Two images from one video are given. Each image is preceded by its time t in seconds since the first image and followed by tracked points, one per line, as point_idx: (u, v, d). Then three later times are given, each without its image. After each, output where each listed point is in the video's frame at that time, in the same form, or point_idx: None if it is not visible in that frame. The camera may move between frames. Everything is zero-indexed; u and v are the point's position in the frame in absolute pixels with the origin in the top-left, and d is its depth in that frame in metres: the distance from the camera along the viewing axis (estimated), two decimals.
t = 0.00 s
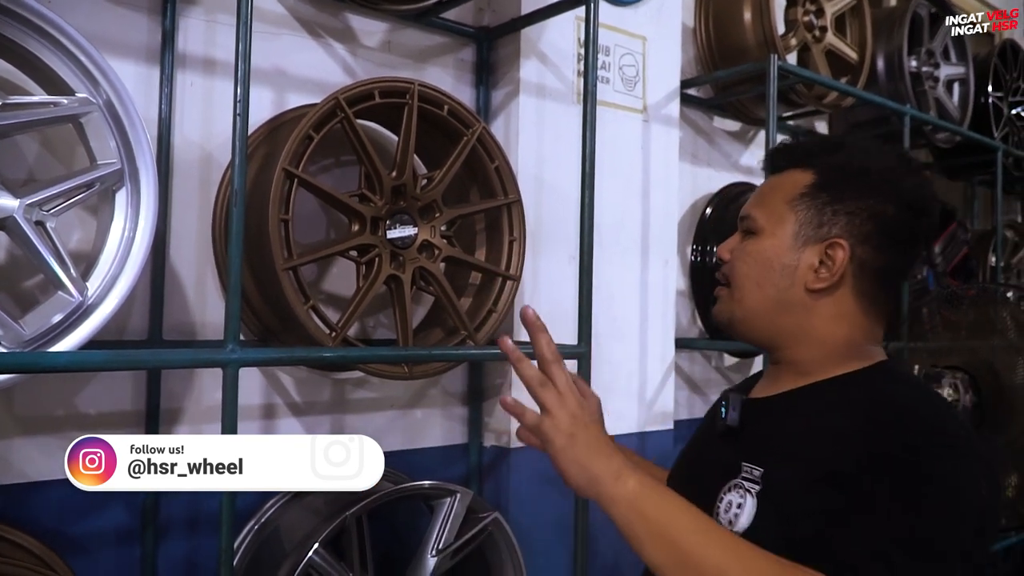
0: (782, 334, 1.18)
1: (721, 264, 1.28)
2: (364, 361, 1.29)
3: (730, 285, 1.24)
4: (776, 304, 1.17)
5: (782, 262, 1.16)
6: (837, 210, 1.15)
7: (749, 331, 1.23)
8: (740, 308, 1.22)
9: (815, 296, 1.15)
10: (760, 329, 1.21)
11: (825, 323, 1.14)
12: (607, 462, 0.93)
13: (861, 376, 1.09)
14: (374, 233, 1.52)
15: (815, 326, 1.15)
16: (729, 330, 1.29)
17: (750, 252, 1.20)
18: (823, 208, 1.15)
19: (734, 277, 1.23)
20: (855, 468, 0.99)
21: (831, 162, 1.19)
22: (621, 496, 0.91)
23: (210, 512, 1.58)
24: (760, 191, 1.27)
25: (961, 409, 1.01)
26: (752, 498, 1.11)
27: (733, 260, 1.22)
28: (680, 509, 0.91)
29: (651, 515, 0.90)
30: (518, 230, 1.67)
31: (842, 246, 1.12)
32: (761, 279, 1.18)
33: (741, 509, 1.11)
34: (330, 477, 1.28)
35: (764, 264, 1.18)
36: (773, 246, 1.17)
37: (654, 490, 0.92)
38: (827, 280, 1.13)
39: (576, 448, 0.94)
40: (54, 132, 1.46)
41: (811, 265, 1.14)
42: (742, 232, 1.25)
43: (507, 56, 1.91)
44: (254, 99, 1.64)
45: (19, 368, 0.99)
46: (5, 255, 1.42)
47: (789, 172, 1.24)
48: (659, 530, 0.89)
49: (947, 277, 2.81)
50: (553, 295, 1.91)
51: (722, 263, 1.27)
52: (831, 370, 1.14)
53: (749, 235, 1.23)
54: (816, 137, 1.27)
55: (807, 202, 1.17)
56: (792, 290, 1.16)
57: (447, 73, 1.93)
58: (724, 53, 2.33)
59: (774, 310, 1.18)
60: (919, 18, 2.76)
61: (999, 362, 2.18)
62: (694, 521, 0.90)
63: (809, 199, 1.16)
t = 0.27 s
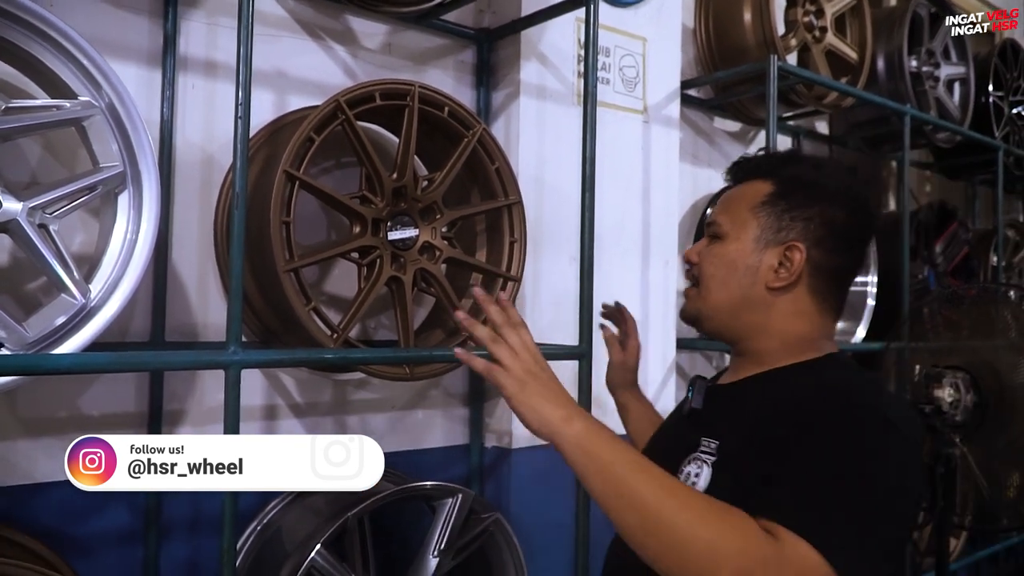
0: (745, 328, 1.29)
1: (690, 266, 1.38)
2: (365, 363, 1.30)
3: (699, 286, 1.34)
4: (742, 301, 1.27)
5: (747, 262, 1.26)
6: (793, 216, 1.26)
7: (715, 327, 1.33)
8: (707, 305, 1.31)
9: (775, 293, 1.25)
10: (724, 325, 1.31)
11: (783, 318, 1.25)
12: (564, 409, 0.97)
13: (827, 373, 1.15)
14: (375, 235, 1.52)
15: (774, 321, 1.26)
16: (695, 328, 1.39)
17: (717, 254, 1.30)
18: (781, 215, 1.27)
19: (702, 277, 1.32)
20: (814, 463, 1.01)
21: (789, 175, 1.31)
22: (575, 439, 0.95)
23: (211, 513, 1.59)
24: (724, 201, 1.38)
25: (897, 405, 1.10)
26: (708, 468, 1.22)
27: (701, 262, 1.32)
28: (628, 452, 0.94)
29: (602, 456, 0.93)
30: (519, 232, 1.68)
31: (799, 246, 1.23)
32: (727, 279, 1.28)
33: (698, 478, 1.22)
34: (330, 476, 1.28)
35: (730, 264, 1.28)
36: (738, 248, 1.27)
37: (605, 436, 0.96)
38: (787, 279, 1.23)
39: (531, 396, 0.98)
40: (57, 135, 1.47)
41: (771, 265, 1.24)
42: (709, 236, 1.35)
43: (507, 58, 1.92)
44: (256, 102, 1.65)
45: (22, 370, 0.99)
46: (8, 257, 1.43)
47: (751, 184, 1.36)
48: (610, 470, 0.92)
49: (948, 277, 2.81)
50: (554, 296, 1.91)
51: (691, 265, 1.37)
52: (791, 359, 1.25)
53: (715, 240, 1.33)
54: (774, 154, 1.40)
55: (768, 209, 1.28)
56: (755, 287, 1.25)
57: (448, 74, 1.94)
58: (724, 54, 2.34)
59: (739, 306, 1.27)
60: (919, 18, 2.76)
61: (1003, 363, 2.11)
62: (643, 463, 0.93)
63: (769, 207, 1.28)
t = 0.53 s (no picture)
0: (716, 331, 1.33)
1: (664, 270, 1.38)
2: (367, 365, 1.30)
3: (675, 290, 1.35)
4: (719, 309, 1.30)
5: (726, 272, 1.28)
6: (769, 229, 1.30)
7: (687, 328, 1.36)
8: (683, 309, 1.33)
9: (750, 301, 1.29)
10: (697, 327, 1.34)
11: (756, 323, 1.30)
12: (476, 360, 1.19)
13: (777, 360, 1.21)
14: (377, 237, 1.52)
15: (747, 326, 1.30)
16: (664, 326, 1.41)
17: (697, 262, 1.31)
18: (757, 227, 1.30)
19: (680, 284, 1.34)
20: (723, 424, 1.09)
21: (763, 187, 1.33)
22: (488, 383, 1.16)
23: (215, 514, 1.59)
24: (698, 208, 1.39)
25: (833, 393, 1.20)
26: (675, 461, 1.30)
27: (679, 268, 1.33)
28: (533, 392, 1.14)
29: (505, 393, 1.14)
30: (520, 233, 1.68)
31: (775, 259, 1.27)
32: (706, 286, 1.30)
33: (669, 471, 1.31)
34: (330, 476, 1.28)
35: (709, 273, 1.29)
36: (718, 257, 1.29)
37: (518, 381, 1.16)
38: (762, 288, 1.27)
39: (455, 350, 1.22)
40: (59, 138, 1.47)
41: (748, 275, 1.28)
42: (686, 243, 1.35)
43: (508, 59, 1.92)
44: (257, 104, 1.65)
45: (27, 373, 1.00)
46: (11, 260, 1.43)
47: (724, 194, 1.37)
48: (511, 405, 1.13)
49: (950, 276, 2.81)
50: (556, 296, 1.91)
51: (666, 268, 1.38)
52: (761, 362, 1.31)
53: (692, 247, 1.34)
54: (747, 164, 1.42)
55: (745, 220, 1.30)
56: (732, 296, 1.29)
57: (449, 75, 1.94)
58: (725, 54, 2.34)
59: (714, 312, 1.30)
60: (920, 17, 2.76)
61: (1004, 361, 2.11)
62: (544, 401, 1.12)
63: (748, 218, 1.30)
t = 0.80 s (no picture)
0: (685, 328, 1.37)
1: (635, 272, 1.40)
2: (369, 365, 1.30)
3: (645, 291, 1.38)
4: (690, 309, 1.34)
5: (696, 274, 1.32)
6: (735, 232, 1.34)
7: (656, 326, 1.39)
8: (654, 309, 1.36)
9: (718, 300, 1.34)
10: (666, 325, 1.38)
11: (722, 322, 1.35)
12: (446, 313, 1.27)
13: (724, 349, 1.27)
14: (380, 236, 1.52)
15: (714, 324, 1.35)
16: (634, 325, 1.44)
17: (668, 264, 1.34)
18: (725, 231, 1.34)
19: (652, 286, 1.36)
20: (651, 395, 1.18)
21: (729, 191, 1.37)
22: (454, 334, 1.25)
23: (217, 513, 1.59)
24: (666, 211, 1.42)
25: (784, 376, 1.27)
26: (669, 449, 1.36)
27: (651, 272, 1.35)
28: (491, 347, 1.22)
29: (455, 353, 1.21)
30: (522, 232, 1.68)
31: (741, 261, 1.32)
32: (678, 287, 1.33)
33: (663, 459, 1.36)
34: (330, 477, 1.28)
35: (681, 275, 1.32)
36: (688, 260, 1.32)
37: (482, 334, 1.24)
38: (729, 289, 1.33)
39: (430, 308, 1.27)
40: (62, 137, 1.47)
41: (717, 276, 1.32)
42: (657, 246, 1.37)
43: (511, 59, 1.92)
44: (260, 103, 1.65)
45: (30, 371, 1.00)
46: (14, 258, 1.44)
47: (690, 199, 1.40)
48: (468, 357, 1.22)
49: (953, 276, 2.80)
50: (558, 296, 1.91)
51: (637, 271, 1.39)
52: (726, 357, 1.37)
53: (662, 250, 1.37)
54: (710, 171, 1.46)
55: (713, 223, 1.34)
56: (701, 297, 1.33)
57: (452, 75, 1.94)
58: (728, 54, 2.33)
59: (684, 312, 1.34)
60: (923, 18, 2.76)
61: (1006, 362, 2.09)
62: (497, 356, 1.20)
63: (716, 222, 1.34)
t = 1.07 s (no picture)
0: (670, 330, 1.38)
1: (622, 275, 1.41)
2: (373, 364, 1.30)
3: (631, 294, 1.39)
4: (675, 311, 1.35)
5: (682, 276, 1.33)
6: (719, 235, 1.36)
7: (643, 328, 1.40)
8: (641, 311, 1.37)
9: (703, 302, 1.35)
10: (653, 328, 1.39)
11: (708, 324, 1.36)
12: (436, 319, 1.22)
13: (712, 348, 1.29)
14: (385, 235, 1.52)
15: (700, 326, 1.36)
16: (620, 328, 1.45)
17: (654, 267, 1.35)
18: (709, 234, 1.36)
19: (638, 289, 1.37)
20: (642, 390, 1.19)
21: (713, 194, 1.39)
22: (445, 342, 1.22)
23: (220, 511, 1.60)
24: (650, 215, 1.43)
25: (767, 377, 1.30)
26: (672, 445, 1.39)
27: (637, 276, 1.36)
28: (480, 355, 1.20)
29: (445, 355, 1.19)
30: (527, 232, 1.68)
31: (726, 263, 1.34)
32: (664, 290, 1.34)
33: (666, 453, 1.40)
34: (330, 477, 1.28)
35: (667, 277, 1.33)
36: (674, 263, 1.33)
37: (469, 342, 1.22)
38: (714, 291, 1.34)
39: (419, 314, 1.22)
40: (69, 135, 1.48)
41: (702, 279, 1.34)
42: (643, 250, 1.38)
43: (516, 59, 1.92)
44: (266, 102, 1.65)
45: (37, 369, 1.00)
46: (20, 256, 1.44)
47: (674, 201, 1.41)
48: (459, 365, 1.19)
49: (958, 278, 2.80)
50: (563, 297, 1.91)
51: (624, 274, 1.40)
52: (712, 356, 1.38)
53: (648, 254, 1.38)
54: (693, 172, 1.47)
55: (697, 227, 1.36)
56: (688, 299, 1.34)
57: (457, 74, 1.94)
58: (733, 55, 2.33)
59: (670, 314, 1.35)
60: (929, 19, 2.75)
61: (1011, 364, 2.10)
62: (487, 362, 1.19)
63: (700, 225, 1.36)
